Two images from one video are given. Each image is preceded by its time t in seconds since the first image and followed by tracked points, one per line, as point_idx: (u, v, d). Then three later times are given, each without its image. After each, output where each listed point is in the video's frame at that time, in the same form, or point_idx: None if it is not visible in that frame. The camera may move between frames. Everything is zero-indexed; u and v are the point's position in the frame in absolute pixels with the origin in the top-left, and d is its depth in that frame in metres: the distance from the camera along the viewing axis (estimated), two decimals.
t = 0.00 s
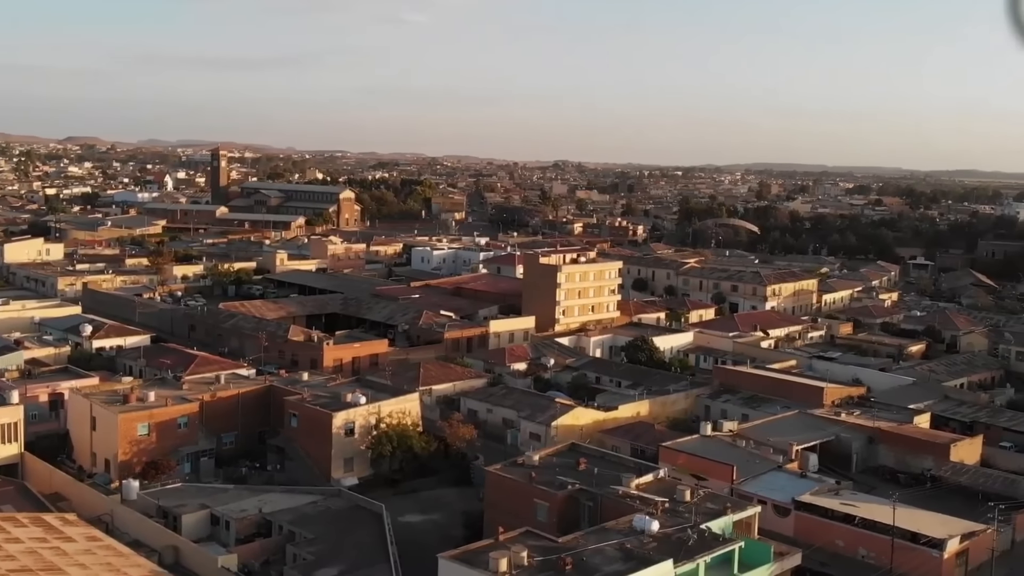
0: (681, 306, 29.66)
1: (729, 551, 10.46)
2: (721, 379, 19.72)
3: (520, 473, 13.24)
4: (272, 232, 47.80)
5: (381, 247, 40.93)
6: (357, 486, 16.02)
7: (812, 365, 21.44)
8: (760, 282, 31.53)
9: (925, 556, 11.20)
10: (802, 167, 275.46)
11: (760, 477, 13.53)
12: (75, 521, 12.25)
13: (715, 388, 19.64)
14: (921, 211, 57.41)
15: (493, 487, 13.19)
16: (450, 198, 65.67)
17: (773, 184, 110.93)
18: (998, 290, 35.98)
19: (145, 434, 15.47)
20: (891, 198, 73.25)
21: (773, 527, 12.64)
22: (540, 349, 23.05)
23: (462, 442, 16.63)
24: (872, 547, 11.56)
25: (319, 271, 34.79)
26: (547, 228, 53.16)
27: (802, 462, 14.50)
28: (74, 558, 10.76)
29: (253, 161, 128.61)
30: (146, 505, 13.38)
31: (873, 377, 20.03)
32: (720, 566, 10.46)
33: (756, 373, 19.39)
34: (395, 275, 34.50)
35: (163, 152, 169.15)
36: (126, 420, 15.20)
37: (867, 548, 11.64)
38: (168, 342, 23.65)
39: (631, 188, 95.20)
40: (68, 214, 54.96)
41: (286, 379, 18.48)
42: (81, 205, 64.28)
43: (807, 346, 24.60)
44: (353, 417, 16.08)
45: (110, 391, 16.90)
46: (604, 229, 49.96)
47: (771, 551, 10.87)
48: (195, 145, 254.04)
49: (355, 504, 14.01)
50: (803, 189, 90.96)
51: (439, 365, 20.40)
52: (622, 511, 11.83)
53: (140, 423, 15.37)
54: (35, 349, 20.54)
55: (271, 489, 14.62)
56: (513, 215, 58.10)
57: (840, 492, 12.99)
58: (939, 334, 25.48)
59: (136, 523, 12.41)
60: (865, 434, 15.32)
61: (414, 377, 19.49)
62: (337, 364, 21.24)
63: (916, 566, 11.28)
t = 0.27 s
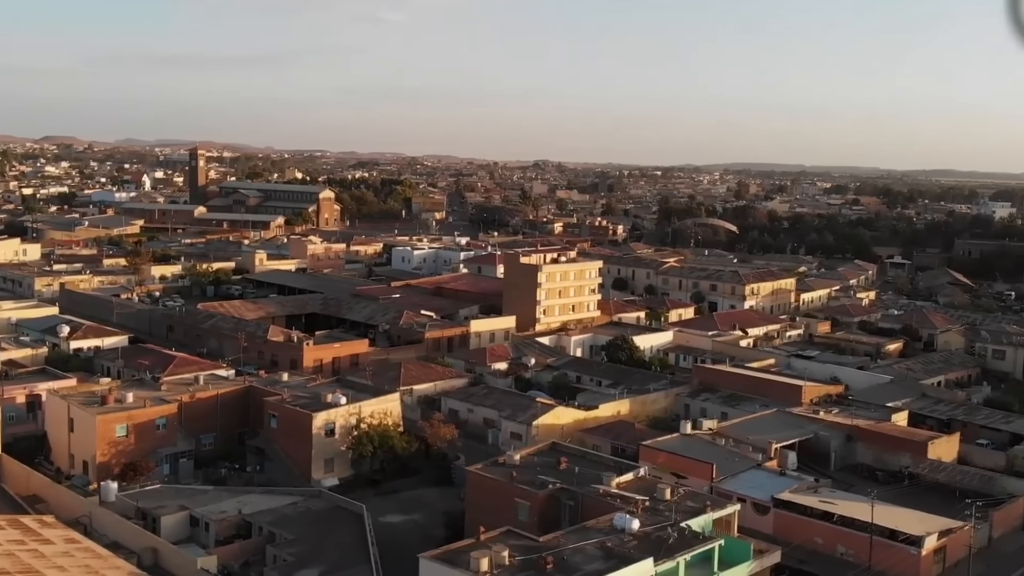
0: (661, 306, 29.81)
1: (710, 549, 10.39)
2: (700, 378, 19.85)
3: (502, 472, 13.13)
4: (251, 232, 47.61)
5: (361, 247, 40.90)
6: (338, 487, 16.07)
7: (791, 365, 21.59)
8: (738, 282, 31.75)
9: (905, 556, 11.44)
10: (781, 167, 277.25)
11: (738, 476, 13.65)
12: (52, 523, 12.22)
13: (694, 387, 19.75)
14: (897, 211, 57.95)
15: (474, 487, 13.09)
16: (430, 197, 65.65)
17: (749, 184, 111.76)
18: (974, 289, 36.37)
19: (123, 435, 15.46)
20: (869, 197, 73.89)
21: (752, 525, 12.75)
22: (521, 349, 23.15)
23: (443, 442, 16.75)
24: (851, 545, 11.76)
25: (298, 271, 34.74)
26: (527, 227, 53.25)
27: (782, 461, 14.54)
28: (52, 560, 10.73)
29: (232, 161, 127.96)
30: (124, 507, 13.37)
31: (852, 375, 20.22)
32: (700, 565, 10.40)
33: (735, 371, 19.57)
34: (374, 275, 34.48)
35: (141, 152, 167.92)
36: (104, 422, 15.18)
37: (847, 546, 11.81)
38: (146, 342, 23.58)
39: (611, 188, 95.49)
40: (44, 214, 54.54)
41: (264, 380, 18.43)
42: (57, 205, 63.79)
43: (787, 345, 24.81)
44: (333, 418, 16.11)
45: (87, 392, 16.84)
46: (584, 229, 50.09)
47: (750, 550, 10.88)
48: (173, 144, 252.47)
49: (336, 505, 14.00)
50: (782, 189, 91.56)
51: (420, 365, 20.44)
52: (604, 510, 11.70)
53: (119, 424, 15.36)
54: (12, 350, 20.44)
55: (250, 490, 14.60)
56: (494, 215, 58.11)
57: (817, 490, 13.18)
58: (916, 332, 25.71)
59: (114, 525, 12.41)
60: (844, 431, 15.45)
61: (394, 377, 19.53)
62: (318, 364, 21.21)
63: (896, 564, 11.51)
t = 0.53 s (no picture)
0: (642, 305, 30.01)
1: (691, 546, 10.22)
2: (683, 377, 20.07)
3: (483, 471, 12.86)
4: (231, 232, 47.48)
5: (343, 247, 40.93)
6: (320, 488, 16.04)
7: (770, 362, 21.63)
8: (719, 281, 32.02)
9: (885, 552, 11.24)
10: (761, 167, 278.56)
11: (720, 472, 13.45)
12: (32, 525, 12.22)
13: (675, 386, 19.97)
14: (875, 211, 58.49)
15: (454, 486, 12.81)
16: (411, 197, 65.69)
17: (728, 184, 112.39)
18: (951, 288, 36.72)
19: (103, 437, 15.45)
20: (847, 197, 74.57)
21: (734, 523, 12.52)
22: (503, 348, 23.28)
23: (425, 442, 16.76)
24: (831, 542, 11.54)
25: (279, 271, 34.74)
26: (509, 227, 53.35)
27: (764, 459, 14.47)
28: (32, 563, 10.74)
29: (212, 160, 127.36)
30: (104, 509, 13.34)
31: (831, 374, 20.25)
32: (682, 564, 10.18)
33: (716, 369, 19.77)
34: (356, 276, 34.48)
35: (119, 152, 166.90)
36: (83, 423, 15.16)
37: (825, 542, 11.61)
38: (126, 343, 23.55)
39: (592, 189, 95.80)
40: (22, 214, 54.15)
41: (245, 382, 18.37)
42: (35, 204, 63.36)
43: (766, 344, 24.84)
44: (314, 418, 16.14)
45: (67, 394, 16.81)
46: (565, 229, 50.23)
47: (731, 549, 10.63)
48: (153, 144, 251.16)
49: (318, 506, 14.02)
50: (761, 189, 92.19)
51: (402, 365, 20.55)
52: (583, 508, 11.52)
53: (98, 425, 15.34)
54: None
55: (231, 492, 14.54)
56: (475, 214, 58.15)
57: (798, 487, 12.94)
58: (894, 331, 25.89)
59: (94, 527, 12.41)
60: (823, 429, 15.45)
61: (376, 377, 19.61)
62: (299, 365, 21.23)
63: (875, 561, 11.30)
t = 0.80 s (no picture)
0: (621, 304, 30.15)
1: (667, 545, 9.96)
2: (661, 375, 20.02)
3: (461, 471, 12.63)
4: (207, 232, 47.28)
5: (321, 247, 40.90)
6: (297, 489, 15.60)
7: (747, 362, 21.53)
8: (696, 280, 32.21)
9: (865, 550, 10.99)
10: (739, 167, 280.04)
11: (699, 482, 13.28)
12: (6, 528, 11.95)
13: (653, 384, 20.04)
14: (850, 209, 58.99)
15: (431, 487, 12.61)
16: (389, 197, 65.64)
17: (706, 184, 112.83)
18: (927, 287, 37.00)
19: (78, 438, 15.05)
20: (824, 196, 74.94)
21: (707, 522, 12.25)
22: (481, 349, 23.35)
23: (404, 442, 16.10)
24: (807, 540, 11.28)
25: (257, 271, 34.69)
26: (488, 227, 53.40)
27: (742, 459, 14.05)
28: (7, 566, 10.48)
29: (189, 160, 126.58)
30: (79, 510, 13.01)
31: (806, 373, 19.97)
32: (659, 562, 9.91)
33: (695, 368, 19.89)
34: (334, 276, 34.37)
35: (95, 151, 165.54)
36: (57, 424, 14.78)
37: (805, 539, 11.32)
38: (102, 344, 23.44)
39: (571, 189, 95.98)
40: None
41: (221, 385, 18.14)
42: (9, 204, 62.83)
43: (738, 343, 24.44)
44: (292, 419, 15.70)
45: (42, 395, 16.72)
46: (544, 229, 50.34)
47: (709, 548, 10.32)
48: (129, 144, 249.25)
49: (296, 506, 13.57)
50: (738, 189, 92.78)
51: (380, 364, 20.54)
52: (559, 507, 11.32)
53: (73, 426, 14.96)
54: None
55: (208, 493, 14.08)
56: (454, 214, 58.14)
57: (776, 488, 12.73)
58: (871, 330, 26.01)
59: (69, 528, 12.11)
60: (800, 427, 15.14)
61: (355, 377, 19.60)
62: (277, 365, 21.17)
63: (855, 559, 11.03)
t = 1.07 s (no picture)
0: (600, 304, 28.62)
1: (651, 545, 7.58)
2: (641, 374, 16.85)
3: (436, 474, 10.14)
4: (185, 231, 46.72)
5: (300, 247, 40.62)
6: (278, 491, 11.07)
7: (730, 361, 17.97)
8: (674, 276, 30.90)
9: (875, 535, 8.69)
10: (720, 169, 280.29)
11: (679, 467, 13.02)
12: None
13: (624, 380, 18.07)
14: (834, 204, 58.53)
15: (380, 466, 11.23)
16: (370, 197, 65.11)
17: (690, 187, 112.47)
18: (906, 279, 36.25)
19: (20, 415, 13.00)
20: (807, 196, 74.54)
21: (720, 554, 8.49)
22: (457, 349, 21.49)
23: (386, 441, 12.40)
24: (785, 535, 8.39)
25: (235, 272, 34.43)
26: (469, 226, 52.73)
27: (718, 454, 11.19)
28: None
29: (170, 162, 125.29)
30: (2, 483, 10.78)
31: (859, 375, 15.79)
32: (644, 560, 7.51)
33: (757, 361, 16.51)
34: (312, 276, 33.92)
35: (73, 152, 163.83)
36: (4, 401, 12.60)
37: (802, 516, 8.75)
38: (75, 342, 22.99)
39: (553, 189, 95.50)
40: None
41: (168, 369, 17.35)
42: None
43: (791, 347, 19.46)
44: (271, 418, 11.35)
45: (18, 396, 16.45)
46: (524, 229, 50.12)
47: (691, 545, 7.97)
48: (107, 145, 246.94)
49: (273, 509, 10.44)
50: (720, 189, 92.36)
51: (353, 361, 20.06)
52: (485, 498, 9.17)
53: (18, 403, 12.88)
54: None
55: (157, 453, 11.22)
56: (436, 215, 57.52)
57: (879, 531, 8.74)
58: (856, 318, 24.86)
59: None
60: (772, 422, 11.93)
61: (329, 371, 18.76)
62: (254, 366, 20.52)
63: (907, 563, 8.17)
